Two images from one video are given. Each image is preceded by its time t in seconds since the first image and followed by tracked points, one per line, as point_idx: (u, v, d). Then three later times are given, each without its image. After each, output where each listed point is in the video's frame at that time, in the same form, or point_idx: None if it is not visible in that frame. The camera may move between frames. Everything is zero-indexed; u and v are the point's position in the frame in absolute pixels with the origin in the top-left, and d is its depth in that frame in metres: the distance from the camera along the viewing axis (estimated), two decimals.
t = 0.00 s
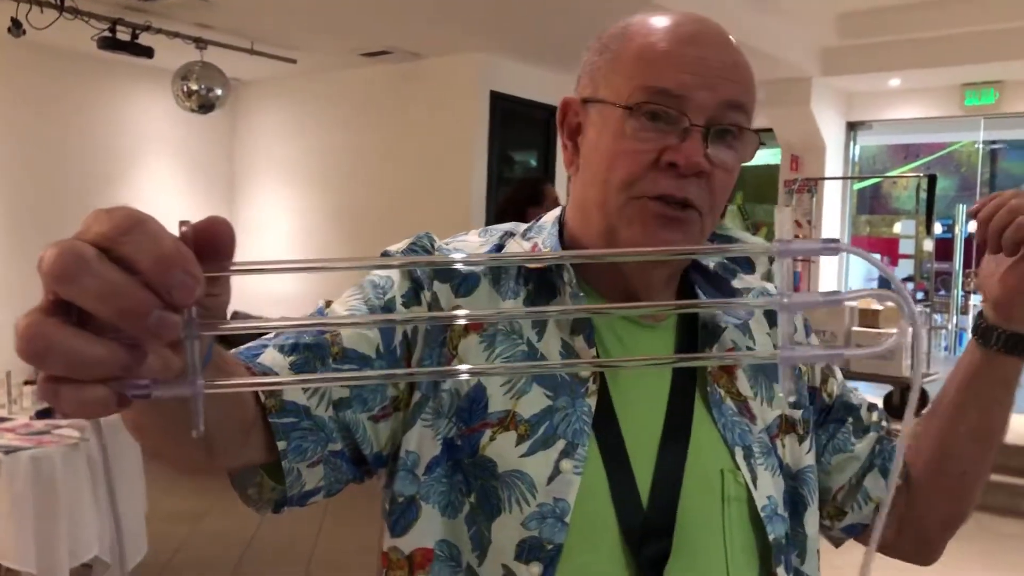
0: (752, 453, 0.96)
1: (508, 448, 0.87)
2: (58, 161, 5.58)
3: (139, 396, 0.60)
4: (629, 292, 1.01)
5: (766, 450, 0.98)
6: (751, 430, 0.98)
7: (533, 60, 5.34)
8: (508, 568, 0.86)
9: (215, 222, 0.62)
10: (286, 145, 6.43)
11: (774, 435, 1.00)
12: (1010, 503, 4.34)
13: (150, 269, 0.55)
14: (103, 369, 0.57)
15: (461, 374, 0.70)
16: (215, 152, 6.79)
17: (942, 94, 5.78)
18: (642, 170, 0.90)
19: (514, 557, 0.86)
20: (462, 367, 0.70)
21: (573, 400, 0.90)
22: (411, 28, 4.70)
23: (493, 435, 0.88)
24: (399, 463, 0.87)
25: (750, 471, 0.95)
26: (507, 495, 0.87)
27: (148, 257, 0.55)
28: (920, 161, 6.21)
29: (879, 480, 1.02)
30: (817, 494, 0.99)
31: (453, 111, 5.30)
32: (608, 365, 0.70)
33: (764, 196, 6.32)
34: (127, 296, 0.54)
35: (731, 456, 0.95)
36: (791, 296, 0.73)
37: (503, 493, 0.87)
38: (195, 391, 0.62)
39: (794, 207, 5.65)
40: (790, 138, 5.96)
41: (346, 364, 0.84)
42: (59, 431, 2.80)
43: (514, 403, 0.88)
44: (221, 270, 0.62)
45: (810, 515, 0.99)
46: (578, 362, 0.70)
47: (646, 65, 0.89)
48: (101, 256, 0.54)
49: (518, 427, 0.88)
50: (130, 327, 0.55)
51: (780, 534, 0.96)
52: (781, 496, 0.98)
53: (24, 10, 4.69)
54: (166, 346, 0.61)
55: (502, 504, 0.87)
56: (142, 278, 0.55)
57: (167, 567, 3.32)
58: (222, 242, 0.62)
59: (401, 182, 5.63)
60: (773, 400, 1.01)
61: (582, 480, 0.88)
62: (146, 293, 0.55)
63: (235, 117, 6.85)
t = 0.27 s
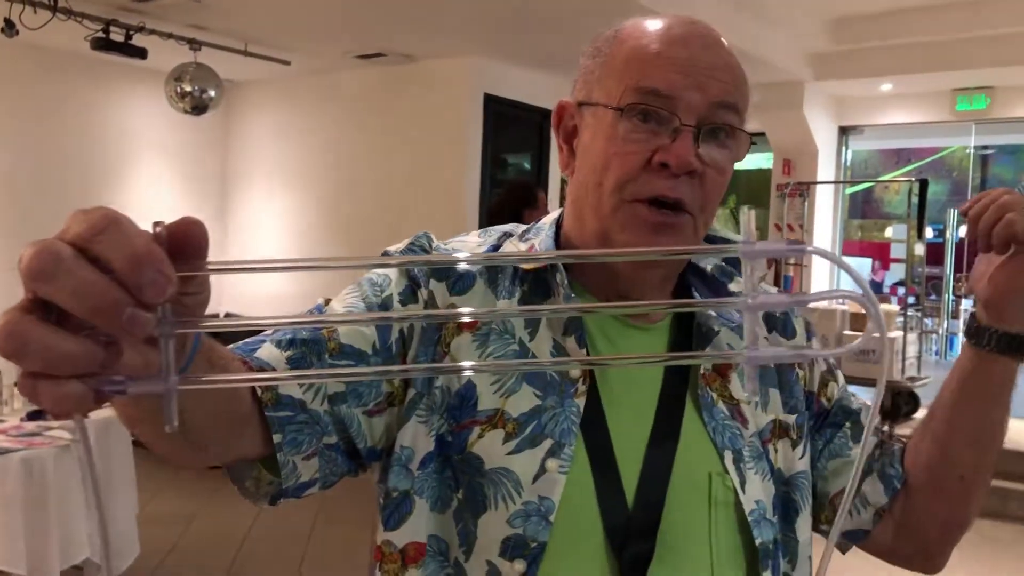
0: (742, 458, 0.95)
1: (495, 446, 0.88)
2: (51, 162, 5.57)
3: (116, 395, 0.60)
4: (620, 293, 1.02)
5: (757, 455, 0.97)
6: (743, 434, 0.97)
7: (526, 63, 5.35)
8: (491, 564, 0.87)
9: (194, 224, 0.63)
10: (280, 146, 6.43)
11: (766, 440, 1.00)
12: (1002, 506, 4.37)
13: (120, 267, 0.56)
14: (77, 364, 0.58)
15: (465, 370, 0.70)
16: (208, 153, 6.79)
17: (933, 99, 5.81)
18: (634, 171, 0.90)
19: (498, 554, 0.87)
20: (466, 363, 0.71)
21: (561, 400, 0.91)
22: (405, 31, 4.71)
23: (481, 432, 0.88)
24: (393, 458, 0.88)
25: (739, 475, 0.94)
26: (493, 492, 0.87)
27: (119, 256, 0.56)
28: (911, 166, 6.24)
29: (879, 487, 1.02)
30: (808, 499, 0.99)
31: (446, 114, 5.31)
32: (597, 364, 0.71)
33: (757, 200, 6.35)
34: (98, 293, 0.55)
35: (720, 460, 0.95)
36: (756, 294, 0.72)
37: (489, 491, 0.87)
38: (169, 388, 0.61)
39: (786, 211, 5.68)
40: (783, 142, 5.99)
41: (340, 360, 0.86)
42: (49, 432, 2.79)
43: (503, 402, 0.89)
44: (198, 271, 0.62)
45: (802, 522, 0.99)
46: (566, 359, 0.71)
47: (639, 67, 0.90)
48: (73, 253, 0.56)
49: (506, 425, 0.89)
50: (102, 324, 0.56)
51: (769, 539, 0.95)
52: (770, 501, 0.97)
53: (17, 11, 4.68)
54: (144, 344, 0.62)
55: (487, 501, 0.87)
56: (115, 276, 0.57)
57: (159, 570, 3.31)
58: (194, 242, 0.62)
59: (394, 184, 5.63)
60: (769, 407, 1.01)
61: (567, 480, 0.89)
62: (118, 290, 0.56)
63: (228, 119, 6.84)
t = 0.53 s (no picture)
0: (729, 464, 0.94)
1: (479, 449, 0.87)
2: (42, 163, 5.56)
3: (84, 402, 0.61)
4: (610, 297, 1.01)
5: (744, 462, 0.95)
6: (731, 439, 0.96)
7: (520, 65, 5.35)
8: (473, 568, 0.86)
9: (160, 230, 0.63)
10: (273, 147, 6.42)
11: (755, 445, 0.98)
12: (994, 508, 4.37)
13: (89, 275, 0.56)
14: (45, 371, 0.59)
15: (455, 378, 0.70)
16: (202, 154, 6.78)
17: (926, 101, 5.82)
18: (618, 166, 0.89)
19: (479, 558, 0.86)
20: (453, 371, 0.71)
21: (547, 404, 0.90)
22: (398, 33, 4.71)
23: (467, 435, 0.88)
24: (380, 458, 0.88)
25: (726, 482, 0.93)
26: (476, 495, 0.87)
27: (88, 263, 0.56)
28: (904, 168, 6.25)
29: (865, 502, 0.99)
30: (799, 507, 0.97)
31: (439, 116, 5.30)
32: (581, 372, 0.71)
33: (750, 202, 6.37)
34: (66, 300, 0.56)
35: (706, 467, 0.93)
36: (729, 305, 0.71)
37: (472, 494, 0.87)
38: (136, 397, 0.62)
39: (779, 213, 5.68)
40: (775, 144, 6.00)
41: (331, 361, 0.86)
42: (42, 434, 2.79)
43: (489, 404, 0.89)
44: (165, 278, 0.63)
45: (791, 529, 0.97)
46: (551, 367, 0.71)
47: (619, 63, 0.90)
48: (42, 260, 0.56)
49: (491, 428, 0.88)
50: (69, 330, 0.57)
51: (757, 546, 0.93)
52: (758, 508, 0.95)
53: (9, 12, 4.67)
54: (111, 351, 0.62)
55: (470, 504, 0.87)
56: (83, 284, 0.57)
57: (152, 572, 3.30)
58: (162, 251, 0.62)
59: (387, 186, 5.63)
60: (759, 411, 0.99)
61: (550, 484, 0.88)
62: (86, 297, 0.57)
63: (222, 119, 6.83)
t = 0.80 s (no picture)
0: (712, 465, 0.91)
1: (463, 447, 0.89)
2: (36, 163, 5.54)
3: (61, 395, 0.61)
4: (594, 293, 1.01)
5: (728, 462, 0.92)
6: (714, 439, 0.93)
7: (515, 65, 5.33)
8: (450, 565, 0.87)
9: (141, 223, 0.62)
10: (268, 149, 6.41)
11: (741, 445, 0.94)
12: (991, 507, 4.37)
13: (68, 268, 0.56)
14: (22, 361, 0.60)
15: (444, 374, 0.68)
16: (196, 155, 6.76)
17: (922, 100, 5.81)
18: (598, 156, 0.89)
19: (458, 554, 0.87)
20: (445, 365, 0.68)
21: (529, 404, 0.91)
22: (393, 32, 4.70)
23: (450, 432, 0.90)
24: (372, 451, 0.89)
25: (706, 483, 0.90)
26: (456, 493, 0.88)
27: (66, 254, 0.56)
28: (900, 168, 6.24)
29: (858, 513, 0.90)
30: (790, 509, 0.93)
31: (435, 116, 5.28)
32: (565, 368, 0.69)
33: (745, 202, 6.39)
34: (44, 291, 0.57)
35: (687, 468, 0.91)
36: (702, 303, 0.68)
37: (453, 490, 0.88)
38: (113, 386, 0.60)
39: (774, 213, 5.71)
40: (771, 144, 5.99)
41: (327, 353, 0.87)
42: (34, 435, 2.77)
43: (472, 403, 0.90)
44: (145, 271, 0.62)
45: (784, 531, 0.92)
46: (535, 362, 0.69)
47: (595, 53, 0.90)
48: (21, 253, 0.57)
49: (473, 426, 0.90)
50: (47, 321, 0.57)
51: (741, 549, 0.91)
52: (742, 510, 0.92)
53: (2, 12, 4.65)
54: (90, 345, 0.62)
55: (450, 501, 0.88)
56: (61, 277, 0.57)
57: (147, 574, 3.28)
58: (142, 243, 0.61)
59: (383, 186, 5.61)
60: (749, 408, 0.96)
61: (529, 482, 0.88)
62: (64, 290, 0.57)
63: (217, 120, 6.82)
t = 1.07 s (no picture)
0: (698, 459, 0.90)
1: (452, 440, 0.90)
2: (36, 168, 5.55)
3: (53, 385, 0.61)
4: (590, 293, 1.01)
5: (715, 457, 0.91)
6: (703, 433, 0.92)
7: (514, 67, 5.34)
8: (437, 555, 0.88)
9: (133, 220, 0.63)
10: (269, 151, 6.41)
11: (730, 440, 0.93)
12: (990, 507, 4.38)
13: (60, 262, 0.58)
14: (16, 353, 0.61)
15: (450, 369, 0.66)
16: (197, 158, 6.76)
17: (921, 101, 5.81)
18: (577, 156, 0.90)
19: (443, 546, 0.87)
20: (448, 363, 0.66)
21: (518, 397, 0.92)
22: (393, 35, 4.71)
23: (441, 425, 0.91)
24: (376, 442, 0.90)
25: (691, 478, 0.89)
26: (444, 485, 0.89)
27: (58, 248, 0.58)
28: (900, 169, 6.23)
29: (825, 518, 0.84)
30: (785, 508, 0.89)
31: (434, 117, 5.29)
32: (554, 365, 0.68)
33: (745, 203, 6.39)
34: (35, 283, 0.58)
35: (672, 463, 0.90)
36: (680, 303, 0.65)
37: (440, 483, 0.89)
38: (102, 378, 0.60)
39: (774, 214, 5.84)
40: (770, 145, 6.00)
41: (337, 347, 0.89)
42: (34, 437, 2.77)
43: (463, 396, 0.91)
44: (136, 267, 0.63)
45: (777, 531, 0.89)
46: (527, 359, 0.68)
47: (569, 55, 0.91)
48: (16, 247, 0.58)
49: (463, 420, 0.91)
50: (38, 313, 0.58)
51: (729, 546, 0.88)
52: (730, 506, 0.90)
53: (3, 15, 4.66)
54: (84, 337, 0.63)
55: (438, 493, 0.89)
56: (54, 271, 0.59)
57: None
58: (135, 239, 0.63)
59: (383, 188, 5.62)
60: (746, 400, 0.94)
61: (515, 475, 0.89)
62: (56, 283, 0.58)
63: (217, 123, 6.82)
